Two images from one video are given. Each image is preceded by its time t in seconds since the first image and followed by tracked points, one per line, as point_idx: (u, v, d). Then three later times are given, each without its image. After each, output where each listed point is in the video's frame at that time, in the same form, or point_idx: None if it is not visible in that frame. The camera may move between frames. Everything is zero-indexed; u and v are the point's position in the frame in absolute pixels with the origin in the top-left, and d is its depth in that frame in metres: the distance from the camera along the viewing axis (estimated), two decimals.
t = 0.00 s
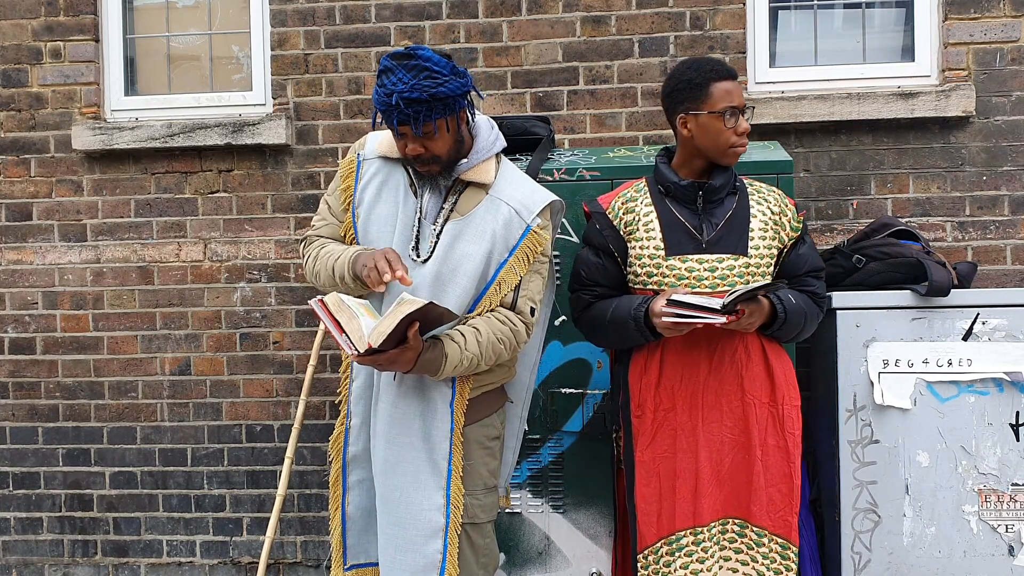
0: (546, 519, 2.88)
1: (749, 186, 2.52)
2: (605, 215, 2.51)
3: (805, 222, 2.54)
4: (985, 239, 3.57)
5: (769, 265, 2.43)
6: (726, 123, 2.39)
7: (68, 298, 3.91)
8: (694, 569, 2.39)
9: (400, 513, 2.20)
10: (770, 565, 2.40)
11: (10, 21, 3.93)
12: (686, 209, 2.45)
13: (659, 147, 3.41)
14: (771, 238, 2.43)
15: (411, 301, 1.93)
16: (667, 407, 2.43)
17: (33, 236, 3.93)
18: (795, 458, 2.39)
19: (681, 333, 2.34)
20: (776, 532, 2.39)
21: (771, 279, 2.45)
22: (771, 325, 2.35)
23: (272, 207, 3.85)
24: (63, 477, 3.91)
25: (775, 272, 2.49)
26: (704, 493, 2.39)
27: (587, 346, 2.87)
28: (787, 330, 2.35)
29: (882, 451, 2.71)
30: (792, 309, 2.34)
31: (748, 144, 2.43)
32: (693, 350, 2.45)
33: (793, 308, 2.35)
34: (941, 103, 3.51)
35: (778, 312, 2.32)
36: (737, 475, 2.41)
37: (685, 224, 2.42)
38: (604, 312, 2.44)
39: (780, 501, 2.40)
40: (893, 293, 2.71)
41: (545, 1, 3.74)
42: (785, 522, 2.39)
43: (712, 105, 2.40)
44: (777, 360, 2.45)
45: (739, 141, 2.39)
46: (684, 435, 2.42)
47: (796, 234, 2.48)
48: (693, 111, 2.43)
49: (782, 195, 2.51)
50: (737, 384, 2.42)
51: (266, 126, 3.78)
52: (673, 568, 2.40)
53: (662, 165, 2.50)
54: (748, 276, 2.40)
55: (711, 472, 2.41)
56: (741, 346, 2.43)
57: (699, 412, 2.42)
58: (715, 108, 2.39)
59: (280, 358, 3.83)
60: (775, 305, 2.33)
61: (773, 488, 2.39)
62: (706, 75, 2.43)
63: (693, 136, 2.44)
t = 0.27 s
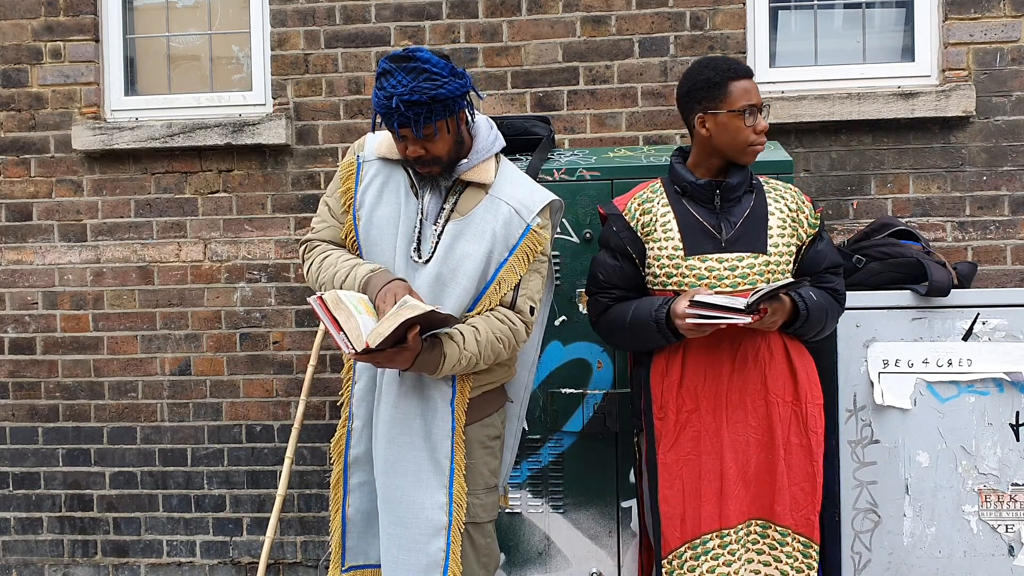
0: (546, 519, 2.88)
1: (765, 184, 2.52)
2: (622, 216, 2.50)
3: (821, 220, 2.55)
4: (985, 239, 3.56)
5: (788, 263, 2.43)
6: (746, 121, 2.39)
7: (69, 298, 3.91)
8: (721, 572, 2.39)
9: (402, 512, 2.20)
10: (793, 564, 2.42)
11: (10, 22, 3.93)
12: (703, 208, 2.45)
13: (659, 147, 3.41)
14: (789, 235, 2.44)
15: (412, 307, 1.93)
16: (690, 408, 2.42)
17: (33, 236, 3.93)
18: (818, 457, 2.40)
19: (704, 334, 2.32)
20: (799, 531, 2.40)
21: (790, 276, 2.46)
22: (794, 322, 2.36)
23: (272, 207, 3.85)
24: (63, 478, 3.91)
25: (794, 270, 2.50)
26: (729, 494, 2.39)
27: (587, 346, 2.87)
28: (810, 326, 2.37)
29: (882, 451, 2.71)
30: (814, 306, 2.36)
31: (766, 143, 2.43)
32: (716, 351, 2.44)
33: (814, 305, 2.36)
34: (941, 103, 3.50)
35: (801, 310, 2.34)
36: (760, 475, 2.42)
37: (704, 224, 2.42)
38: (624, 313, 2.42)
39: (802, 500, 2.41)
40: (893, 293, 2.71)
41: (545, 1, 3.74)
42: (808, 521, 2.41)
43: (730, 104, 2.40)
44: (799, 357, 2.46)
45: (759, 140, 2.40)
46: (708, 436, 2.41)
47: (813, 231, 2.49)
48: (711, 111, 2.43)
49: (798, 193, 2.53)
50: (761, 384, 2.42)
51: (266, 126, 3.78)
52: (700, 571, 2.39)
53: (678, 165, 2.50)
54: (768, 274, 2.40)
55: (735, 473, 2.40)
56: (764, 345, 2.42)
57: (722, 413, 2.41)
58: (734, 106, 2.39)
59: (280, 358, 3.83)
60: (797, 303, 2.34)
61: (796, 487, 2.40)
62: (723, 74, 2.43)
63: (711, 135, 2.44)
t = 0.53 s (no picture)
0: (546, 519, 2.88)
1: (778, 183, 2.52)
2: (636, 218, 2.50)
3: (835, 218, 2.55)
4: (985, 239, 3.56)
5: (804, 262, 2.43)
6: (760, 122, 2.40)
7: (69, 298, 3.91)
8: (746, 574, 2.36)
9: (405, 512, 2.20)
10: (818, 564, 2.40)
11: (11, 22, 3.93)
12: (718, 209, 2.45)
13: (659, 146, 3.41)
14: (804, 234, 2.44)
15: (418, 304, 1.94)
16: (710, 410, 2.41)
17: (33, 236, 3.93)
18: (840, 456, 2.39)
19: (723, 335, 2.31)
20: (823, 531, 2.39)
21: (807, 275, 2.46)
22: (812, 321, 2.37)
23: (272, 207, 3.85)
24: (63, 478, 3.91)
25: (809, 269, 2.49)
26: (752, 495, 2.38)
27: (587, 346, 2.87)
28: (830, 324, 2.37)
29: (882, 451, 2.70)
30: (832, 304, 2.36)
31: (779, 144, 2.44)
32: (735, 351, 2.43)
33: (832, 303, 2.36)
34: (941, 103, 3.50)
35: (819, 308, 2.34)
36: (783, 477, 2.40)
37: (719, 225, 2.42)
38: (642, 315, 2.41)
39: (825, 499, 2.39)
40: (893, 293, 2.71)
41: (545, 1, 3.74)
42: (831, 521, 2.39)
43: (744, 105, 2.40)
44: (817, 355, 2.45)
45: (773, 141, 2.41)
46: (729, 437, 2.40)
47: (828, 229, 2.49)
48: (725, 112, 2.43)
49: (811, 191, 2.53)
50: (781, 384, 2.41)
51: (266, 126, 3.78)
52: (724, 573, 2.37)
53: (691, 166, 2.50)
54: (785, 273, 2.40)
55: (758, 474, 2.39)
56: (783, 344, 2.42)
57: (743, 414, 2.40)
58: (748, 108, 2.40)
59: (280, 358, 3.83)
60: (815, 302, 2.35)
61: (819, 487, 2.39)
62: (736, 74, 2.43)
63: (724, 136, 2.44)
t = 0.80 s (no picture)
0: (546, 519, 2.88)
1: (782, 183, 2.53)
2: (641, 219, 2.49)
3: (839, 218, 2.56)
4: (985, 239, 3.56)
5: (808, 263, 2.44)
6: (765, 122, 2.39)
7: (69, 298, 3.91)
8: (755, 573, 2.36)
9: (404, 511, 2.20)
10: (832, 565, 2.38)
11: (11, 22, 3.93)
12: (723, 209, 2.44)
13: (659, 146, 3.41)
14: (809, 234, 2.44)
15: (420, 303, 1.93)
16: (717, 410, 2.41)
17: (33, 236, 3.93)
18: (848, 456, 2.39)
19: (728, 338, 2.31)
20: (837, 532, 2.37)
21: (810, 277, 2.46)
22: (818, 322, 2.36)
23: (272, 207, 3.85)
24: (63, 477, 3.91)
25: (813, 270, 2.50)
26: (761, 495, 2.37)
27: (587, 346, 2.87)
28: (835, 324, 2.36)
29: (882, 451, 2.70)
30: (837, 304, 2.36)
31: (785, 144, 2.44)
32: (742, 352, 2.43)
33: (838, 304, 2.36)
34: (941, 103, 3.50)
35: (824, 309, 2.33)
36: (793, 477, 2.39)
37: (725, 225, 2.41)
38: (648, 316, 2.41)
39: (836, 499, 2.38)
40: (893, 293, 2.71)
41: (545, 1, 3.74)
42: (843, 521, 2.37)
43: (749, 105, 2.40)
44: (823, 357, 2.46)
45: (779, 141, 2.40)
46: (737, 438, 2.40)
47: (832, 229, 2.49)
48: (730, 112, 2.42)
49: (815, 191, 2.53)
50: (788, 385, 2.41)
51: (266, 126, 3.78)
52: (734, 573, 2.36)
53: (695, 166, 2.49)
54: (791, 274, 2.40)
55: (766, 475, 2.39)
56: (789, 345, 2.42)
57: (751, 415, 2.40)
58: (753, 108, 2.39)
59: (280, 358, 3.83)
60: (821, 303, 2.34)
61: (830, 487, 2.37)
62: (743, 75, 2.42)
63: (730, 136, 2.44)
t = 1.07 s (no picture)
0: (546, 519, 2.88)
1: (776, 183, 2.53)
2: (636, 217, 2.49)
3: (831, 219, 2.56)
4: (985, 239, 3.56)
5: (801, 264, 2.44)
6: (761, 122, 2.40)
7: (69, 298, 3.91)
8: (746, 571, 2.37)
9: (403, 512, 2.20)
10: (828, 565, 2.38)
11: (10, 22, 3.93)
12: (717, 209, 2.45)
13: (659, 146, 3.41)
14: (803, 235, 2.45)
15: (418, 303, 1.93)
16: (710, 409, 2.42)
17: (33, 236, 3.93)
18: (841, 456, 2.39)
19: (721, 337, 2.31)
20: (832, 533, 2.37)
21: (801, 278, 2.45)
22: (809, 323, 2.36)
23: (272, 207, 3.85)
24: (63, 477, 3.91)
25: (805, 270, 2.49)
26: (753, 494, 2.39)
27: (587, 346, 2.87)
28: (826, 326, 2.36)
29: (882, 451, 2.70)
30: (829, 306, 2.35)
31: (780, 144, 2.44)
32: (733, 352, 2.43)
33: (830, 305, 2.35)
34: (941, 103, 3.50)
35: (816, 310, 2.33)
36: (785, 477, 2.40)
37: (719, 225, 2.41)
38: (640, 315, 2.41)
39: (831, 500, 2.37)
40: (893, 293, 2.71)
41: (545, 1, 3.74)
42: (838, 521, 2.37)
43: (745, 105, 2.40)
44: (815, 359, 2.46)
45: (774, 141, 2.41)
46: (729, 437, 2.41)
47: (825, 230, 2.49)
48: (726, 112, 2.43)
49: (809, 192, 2.53)
50: (781, 385, 2.41)
51: (266, 126, 3.78)
52: (725, 570, 2.38)
53: (690, 166, 2.49)
54: (783, 275, 2.40)
55: (758, 474, 2.40)
56: (781, 347, 2.42)
57: (743, 415, 2.41)
58: (749, 108, 2.40)
59: (280, 358, 3.83)
60: (812, 304, 2.34)
61: (825, 487, 2.37)
62: (739, 75, 2.43)
63: (726, 135, 2.44)
